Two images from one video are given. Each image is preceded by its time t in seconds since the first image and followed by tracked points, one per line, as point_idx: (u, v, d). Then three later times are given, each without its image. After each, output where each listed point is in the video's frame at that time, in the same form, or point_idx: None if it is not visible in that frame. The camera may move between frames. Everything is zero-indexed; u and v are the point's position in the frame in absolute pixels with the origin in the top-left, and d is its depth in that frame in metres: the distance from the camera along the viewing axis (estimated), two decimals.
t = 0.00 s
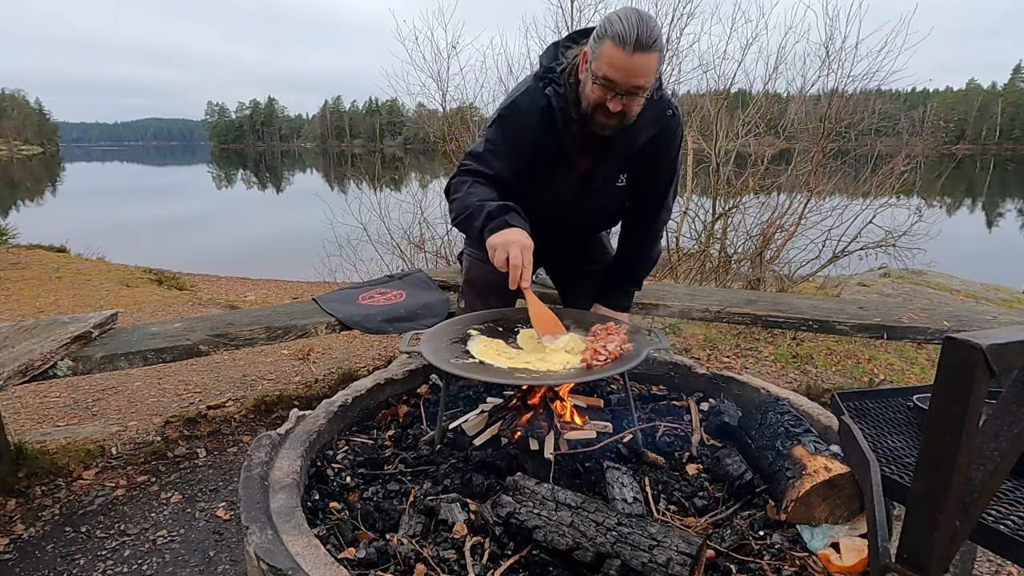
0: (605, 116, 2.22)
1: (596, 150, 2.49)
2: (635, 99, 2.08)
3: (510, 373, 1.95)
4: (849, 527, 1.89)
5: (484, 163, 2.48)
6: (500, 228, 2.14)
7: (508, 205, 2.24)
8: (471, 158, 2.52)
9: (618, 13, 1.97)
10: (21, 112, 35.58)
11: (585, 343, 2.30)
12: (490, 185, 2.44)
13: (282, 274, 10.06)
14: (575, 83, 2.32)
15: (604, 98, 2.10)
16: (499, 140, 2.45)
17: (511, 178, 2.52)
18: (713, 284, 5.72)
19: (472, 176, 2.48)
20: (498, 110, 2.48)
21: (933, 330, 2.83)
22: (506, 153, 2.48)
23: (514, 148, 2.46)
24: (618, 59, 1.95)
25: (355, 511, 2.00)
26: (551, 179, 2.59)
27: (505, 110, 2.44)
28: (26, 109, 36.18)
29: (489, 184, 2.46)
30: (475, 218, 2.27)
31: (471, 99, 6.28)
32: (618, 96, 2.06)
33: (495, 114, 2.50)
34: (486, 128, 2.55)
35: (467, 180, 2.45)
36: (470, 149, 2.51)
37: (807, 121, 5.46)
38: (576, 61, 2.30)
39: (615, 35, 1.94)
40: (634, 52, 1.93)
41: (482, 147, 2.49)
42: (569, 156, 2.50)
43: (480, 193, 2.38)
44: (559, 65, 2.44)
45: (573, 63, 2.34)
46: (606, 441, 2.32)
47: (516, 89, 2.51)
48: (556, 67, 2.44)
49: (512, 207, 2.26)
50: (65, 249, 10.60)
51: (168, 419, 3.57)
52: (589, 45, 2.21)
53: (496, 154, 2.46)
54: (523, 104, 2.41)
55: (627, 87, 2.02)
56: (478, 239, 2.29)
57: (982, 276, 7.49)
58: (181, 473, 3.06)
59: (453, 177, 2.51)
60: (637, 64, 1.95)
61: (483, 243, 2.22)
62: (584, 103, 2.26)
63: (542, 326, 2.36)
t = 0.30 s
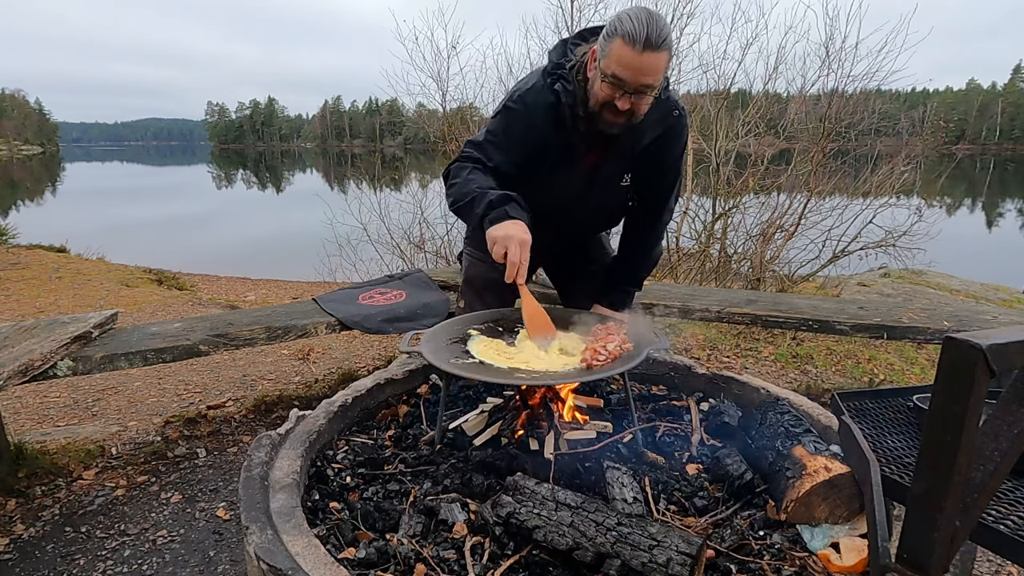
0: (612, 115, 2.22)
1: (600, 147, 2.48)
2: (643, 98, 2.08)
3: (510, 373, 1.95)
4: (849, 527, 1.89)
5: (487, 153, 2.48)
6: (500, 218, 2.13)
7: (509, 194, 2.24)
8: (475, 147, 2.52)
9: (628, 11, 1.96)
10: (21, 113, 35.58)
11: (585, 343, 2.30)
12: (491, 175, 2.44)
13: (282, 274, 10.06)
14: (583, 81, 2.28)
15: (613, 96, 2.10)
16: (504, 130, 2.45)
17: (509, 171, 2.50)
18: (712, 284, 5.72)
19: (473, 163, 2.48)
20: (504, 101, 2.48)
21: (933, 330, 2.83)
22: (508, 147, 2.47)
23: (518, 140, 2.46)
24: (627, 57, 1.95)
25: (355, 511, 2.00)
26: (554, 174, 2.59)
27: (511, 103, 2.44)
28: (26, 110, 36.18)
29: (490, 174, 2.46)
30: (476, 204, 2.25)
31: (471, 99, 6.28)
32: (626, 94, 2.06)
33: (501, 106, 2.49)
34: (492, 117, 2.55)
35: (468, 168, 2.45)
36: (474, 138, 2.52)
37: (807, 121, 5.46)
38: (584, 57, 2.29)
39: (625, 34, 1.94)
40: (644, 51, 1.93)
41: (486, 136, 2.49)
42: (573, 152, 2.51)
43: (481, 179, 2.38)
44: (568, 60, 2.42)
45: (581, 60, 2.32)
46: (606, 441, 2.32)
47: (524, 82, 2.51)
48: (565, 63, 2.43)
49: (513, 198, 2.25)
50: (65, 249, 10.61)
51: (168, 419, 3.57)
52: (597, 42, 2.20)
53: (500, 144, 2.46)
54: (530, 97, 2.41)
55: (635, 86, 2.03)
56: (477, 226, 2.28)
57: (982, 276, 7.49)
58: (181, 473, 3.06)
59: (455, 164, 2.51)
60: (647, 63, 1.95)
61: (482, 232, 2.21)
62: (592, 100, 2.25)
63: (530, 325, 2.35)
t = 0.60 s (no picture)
0: (620, 113, 2.22)
1: (609, 146, 2.47)
2: (652, 95, 2.08)
3: (510, 373, 1.95)
4: (850, 526, 1.88)
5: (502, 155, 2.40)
6: (505, 223, 2.07)
7: (515, 199, 2.17)
8: (488, 150, 2.42)
9: (637, 9, 1.97)
10: (21, 113, 35.58)
11: (585, 343, 2.30)
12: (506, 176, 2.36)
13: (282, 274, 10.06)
14: (591, 78, 2.31)
15: (621, 94, 2.10)
16: (517, 131, 2.40)
17: (527, 172, 2.44)
18: (713, 284, 5.72)
19: (487, 167, 2.39)
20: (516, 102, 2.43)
21: (933, 330, 2.83)
22: (524, 146, 2.40)
23: (531, 140, 2.40)
24: (636, 54, 1.95)
25: (355, 511, 2.00)
26: (561, 173, 2.55)
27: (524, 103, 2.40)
28: (26, 110, 36.17)
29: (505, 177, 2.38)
30: (483, 210, 2.19)
31: (471, 99, 6.27)
32: (634, 91, 2.06)
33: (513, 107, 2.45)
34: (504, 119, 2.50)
35: (483, 171, 2.36)
36: (486, 141, 2.43)
37: (807, 121, 5.46)
38: (593, 56, 2.28)
39: (635, 31, 1.94)
40: (654, 48, 1.93)
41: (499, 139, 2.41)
42: (583, 150, 2.49)
43: (496, 183, 2.29)
44: (576, 57, 2.43)
45: (589, 57, 2.34)
46: (606, 441, 2.32)
47: (533, 82, 2.48)
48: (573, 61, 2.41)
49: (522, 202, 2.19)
50: (65, 249, 10.60)
51: (168, 419, 3.57)
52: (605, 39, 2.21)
53: (514, 146, 2.40)
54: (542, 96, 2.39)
55: (644, 84, 2.03)
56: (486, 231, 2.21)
57: (982, 276, 7.49)
58: (181, 473, 3.06)
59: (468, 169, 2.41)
60: (657, 60, 1.95)
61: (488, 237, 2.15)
62: (600, 98, 2.26)
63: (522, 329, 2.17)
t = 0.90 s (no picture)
0: (622, 114, 2.22)
1: (611, 146, 2.48)
2: (654, 96, 2.08)
3: (511, 373, 1.95)
4: (850, 526, 1.88)
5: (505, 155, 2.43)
6: (522, 225, 2.08)
7: (530, 201, 2.18)
8: (491, 151, 2.46)
9: (639, 10, 1.97)
10: (20, 113, 35.59)
11: (586, 343, 2.31)
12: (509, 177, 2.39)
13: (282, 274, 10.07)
14: (594, 79, 2.31)
15: (623, 95, 2.11)
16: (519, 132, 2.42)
17: (529, 172, 2.46)
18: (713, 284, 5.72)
19: (490, 167, 2.42)
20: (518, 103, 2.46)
21: (933, 330, 2.83)
22: (527, 146, 2.43)
23: (533, 141, 2.43)
24: (639, 55, 1.95)
25: (356, 512, 2.00)
26: (563, 173, 2.56)
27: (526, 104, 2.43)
28: (26, 110, 36.18)
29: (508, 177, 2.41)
30: (496, 211, 2.19)
31: (471, 99, 6.27)
32: (637, 92, 2.06)
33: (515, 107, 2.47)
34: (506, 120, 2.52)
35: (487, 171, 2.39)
36: (490, 142, 2.47)
37: (807, 121, 5.46)
38: (595, 56, 2.29)
39: (637, 32, 1.94)
40: (656, 49, 1.93)
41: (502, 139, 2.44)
42: (586, 151, 2.49)
43: (500, 184, 2.31)
44: (578, 58, 2.42)
45: (592, 57, 2.34)
46: (606, 441, 2.32)
47: (535, 83, 2.50)
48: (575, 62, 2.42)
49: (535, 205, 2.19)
50: (65, 249, 10.61)
51: (168, 419, 3.57)
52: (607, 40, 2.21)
53: (517, 147, 2.42)
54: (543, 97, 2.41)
55: (646, 85, 2.03)
56: (498, 234, 2.22)
57: (982, 276, 7.49)
58: (181, 473, 3.06)
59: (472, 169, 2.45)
60: (659, 61, 1.95)
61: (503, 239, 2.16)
62: (602, 98, 2.26)
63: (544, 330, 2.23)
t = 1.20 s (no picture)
0: (618, 112, 2.23)
1: (608, 145, 2.48)
2: (650, 96, 2.08)
3: (511, 372, 1.95)
4: (850, 526, 1.88)
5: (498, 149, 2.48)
6: (500, 210, 2.13)
7: (509, 186, 2.24)
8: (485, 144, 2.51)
9: (636, 9, 1.97)
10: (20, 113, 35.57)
11: (585, 343, 2.31)
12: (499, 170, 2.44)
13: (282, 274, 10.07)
14: (591, 77, 2.31)
15: (619, 94, 2.11)
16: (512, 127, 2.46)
17: (515, 166, 2.52)
18: (713, 284, 5.71)
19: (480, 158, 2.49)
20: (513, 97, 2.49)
21: (933, 330, 2.83)
22: (515, 141, 2.49)
23: (526, 136, 2.46)
24: (634, 54, 1.95)
25: (355, 511, 2.00)
26: (559, 171, 2.57)
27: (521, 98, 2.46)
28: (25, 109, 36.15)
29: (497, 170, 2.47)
30: (479, 196, 2.27)
31: (471, 99, 6.27)
32: (633, 91, 2.06)
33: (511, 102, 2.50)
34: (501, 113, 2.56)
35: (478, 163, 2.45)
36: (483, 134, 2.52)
37: (807, 121, 5.46)
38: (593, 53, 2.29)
39: (633, 31, 1.94)
40: (651, 49, 1.93)
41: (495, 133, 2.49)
42: (581, 148, 2.50)
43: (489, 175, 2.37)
44: (576, 56, 2.43)
45: (589, 56, 2.34)
46: (606, 441, 2.32)
47: (532, 79, 2.52)
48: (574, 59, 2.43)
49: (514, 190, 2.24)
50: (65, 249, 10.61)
51: (168, 419, 3.57)
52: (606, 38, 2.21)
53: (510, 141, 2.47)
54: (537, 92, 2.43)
55: (642, 85, 2.03)
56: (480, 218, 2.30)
57: (983, 276, 7.49)
58: (181, 473, 3.06)
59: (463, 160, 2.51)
60: (654, 61, 1.95)
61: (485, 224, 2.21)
62: (599, 97, 2.26)
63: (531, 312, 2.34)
